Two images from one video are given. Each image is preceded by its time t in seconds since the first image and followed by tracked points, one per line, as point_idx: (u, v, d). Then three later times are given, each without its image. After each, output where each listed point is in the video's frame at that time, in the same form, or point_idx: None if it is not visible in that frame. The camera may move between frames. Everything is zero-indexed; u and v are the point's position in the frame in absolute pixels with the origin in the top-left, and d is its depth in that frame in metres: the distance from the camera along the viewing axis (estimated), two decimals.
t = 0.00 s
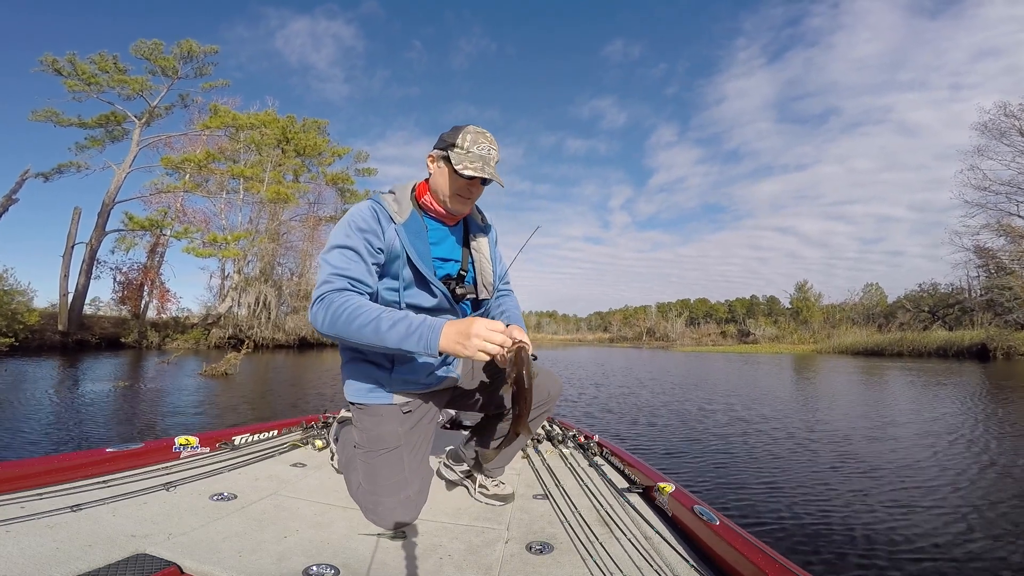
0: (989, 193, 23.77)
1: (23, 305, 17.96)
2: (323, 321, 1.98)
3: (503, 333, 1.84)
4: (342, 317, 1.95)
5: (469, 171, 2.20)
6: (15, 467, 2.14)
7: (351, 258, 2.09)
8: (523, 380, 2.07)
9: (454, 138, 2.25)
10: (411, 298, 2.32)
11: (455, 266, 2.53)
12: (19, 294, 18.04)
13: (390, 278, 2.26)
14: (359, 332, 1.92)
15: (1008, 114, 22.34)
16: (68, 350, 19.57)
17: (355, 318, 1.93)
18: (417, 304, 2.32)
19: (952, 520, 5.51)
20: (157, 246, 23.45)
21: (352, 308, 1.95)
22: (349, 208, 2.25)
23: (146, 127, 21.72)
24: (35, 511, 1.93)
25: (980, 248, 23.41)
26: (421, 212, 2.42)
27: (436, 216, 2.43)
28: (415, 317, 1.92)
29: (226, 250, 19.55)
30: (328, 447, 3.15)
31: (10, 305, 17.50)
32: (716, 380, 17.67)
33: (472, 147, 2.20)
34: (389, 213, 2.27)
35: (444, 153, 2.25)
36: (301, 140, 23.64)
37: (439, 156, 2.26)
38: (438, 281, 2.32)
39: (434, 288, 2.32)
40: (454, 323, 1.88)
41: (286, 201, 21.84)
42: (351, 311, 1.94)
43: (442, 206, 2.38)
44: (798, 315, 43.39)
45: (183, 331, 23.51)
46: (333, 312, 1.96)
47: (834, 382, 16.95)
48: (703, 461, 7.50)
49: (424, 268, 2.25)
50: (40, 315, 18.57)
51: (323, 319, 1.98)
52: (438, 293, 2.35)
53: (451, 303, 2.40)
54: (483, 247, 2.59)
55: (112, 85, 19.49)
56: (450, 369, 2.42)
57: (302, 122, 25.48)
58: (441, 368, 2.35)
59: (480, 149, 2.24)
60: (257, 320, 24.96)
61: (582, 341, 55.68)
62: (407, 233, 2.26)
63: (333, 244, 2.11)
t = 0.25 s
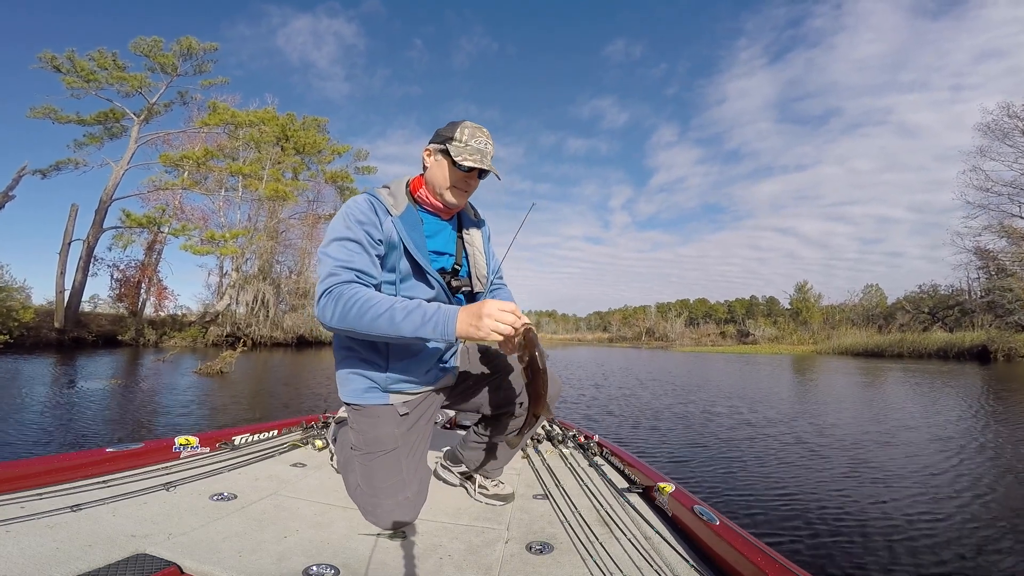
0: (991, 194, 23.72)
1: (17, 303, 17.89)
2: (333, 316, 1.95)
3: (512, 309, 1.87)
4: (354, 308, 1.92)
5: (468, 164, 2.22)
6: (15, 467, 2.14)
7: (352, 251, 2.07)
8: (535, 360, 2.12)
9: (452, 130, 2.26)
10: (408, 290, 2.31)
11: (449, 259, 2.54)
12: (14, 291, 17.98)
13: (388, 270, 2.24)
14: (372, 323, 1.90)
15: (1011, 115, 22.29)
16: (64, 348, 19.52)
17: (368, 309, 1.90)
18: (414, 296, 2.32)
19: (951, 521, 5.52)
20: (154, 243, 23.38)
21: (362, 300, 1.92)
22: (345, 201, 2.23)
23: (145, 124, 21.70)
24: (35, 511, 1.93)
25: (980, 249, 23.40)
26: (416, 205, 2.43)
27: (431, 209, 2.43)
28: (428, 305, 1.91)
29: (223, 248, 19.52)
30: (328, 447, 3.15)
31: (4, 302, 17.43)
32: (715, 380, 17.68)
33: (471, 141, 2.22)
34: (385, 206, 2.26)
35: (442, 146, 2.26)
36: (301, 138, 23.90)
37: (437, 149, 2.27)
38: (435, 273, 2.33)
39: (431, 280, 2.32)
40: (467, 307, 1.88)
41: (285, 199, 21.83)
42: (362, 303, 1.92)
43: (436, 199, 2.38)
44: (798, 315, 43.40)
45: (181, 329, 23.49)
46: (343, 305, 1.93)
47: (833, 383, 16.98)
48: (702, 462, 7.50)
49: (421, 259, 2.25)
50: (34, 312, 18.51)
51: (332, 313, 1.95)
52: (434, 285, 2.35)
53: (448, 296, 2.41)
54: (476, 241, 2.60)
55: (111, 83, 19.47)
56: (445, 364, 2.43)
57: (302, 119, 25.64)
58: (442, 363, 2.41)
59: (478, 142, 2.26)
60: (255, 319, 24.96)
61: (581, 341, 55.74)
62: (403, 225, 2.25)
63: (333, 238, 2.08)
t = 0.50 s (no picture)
0: (992, 193, 23.68)
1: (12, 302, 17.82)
2: (319, 310, 1.94)
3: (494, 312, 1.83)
4: (342, 303, 1.92)
5: (470, 163, 2.24)
6: (15, 467, 2.13)
7: (344, 246, 2.06)
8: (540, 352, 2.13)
9: (454, 130, 2.27)
10: (402, 286, 2.30)
11: (444, 257, 2.53)
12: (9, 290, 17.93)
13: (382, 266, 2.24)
14: (358, 320, 1.90)
15: (1010, 115, 22.29)
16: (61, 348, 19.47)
17: (354, 307, 1.90)
18: (408, 293, 2.31)
19: (950, 522, 5.51)
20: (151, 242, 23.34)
21: (350, 296, 1.91)
22: (341, 197, 2.22)
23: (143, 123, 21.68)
24: (35, 511, 1.93)
25: (980, 249, 23.40)
26: (413, 204, 2.43)
27: (428, 208, 2.43)
28: (415, 305, 1.90)
29: (221, 248, 19.48)
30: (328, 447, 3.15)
31: None
32: (714, 381, 17.67)
33: (473, 140, 2.24)
34: (381, 202, 2.26)
35: (443, 145, 2.27)
36: (299, 138, 23.90)
37: (438, 148, 2.27)
38: (429, 269, 2.32)
39: (425, 277, 2.31)
40: (452, 308, 1.87)
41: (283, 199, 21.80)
42: (349, 299, 1.91)
43: (434, 197, 2.38)
44: (797, 315, 43.39)
45: (178, 328, 23.45)
46: (330, 299, 1.92)
47: (832, 383, 16.97)
48: (701, 462, 7.49)
49: (416, 255, 2.24)
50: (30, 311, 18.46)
51: (319, 307, 1.95)
52: (428, 283, 2.35)
53: (442, 293, 2.41)
54: (471, 239, 2.62)
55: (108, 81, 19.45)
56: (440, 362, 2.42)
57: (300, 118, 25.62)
58: (436, 362, 2.41)
59: (479, 143, 2.28)
60: (253, 318, 24.95)
61: (580, 341, 55.73)
62: (399, 221, 2.25)
63: (326, 232, 2.07)
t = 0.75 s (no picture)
0: (992, 193, 23.67)
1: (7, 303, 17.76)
2: (314, 307, 1.94)
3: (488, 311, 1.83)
4: (335, 299, 1.91)
5: (471, 165, 2.25)
6: (14, 467, 2.13)
7: (341, 243, 2.06)
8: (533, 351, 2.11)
9: (457, 132, 2.29)
10: (398, 285, 2.30)
11: (441, 258, 2.53)
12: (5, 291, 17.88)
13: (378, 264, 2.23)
14: (352, 317, 1.89)
15: (1010, 114, 22.30)
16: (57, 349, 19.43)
17: (348, 304, 1.89)
18: (404, 292, 2.31)
19: (950, 523, 5.51)
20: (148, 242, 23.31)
21: (345, 293, 1.91)
22: (339, 194, 2.22)
23: (140, 122, 21.65)
24: (34, 511, 1.92)
25: (979, 249, 23.42)
26: (412, 203, 2.43)
27: (427, 208, 2.44)
28: (409, 303, 1.90)
29: (218, 248, 19.44)
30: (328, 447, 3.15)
31: None
32: (714, 380, 17.68)
33: (475, 143, 2.25)
34: (380, 200, 2.26)
35: (445, 146, 2.28)
36: (298, 138, 23.90)
37: (440, 149, 2.28)
38: (426, 269, 2.32)
39: (422, 275, 2.31)
40: (445, 307, 1.87)
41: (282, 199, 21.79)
42: (344, 296, 1.91)
43: (433, 198, 2.38)
44: (797, 315, 43.40)
45: (176, 329, 23.41)
46: (325, 296, 1.92)
47: (832, 383, 16.98)
48: (699, 463, 7.49)
49: (413, 254, 2.24)
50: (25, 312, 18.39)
51: (313, 304, 1.94)
52: (424, 282, 2.35)
53: (438, 293, 2.41)
54: (469, 241, 2.62)
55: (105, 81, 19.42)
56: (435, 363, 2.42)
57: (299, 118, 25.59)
58: (432, 362, 2.41)
59: (481, 146, 2.30)
60: (251, 319, 24.89)
61: (579, 341, 55.75)
62: (396, 220, 2.25)
63: (323, 230, 2.07)
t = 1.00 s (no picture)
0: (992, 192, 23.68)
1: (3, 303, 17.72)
2: (318, 304, 1.93)
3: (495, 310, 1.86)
4: (340, 295, 1.91)
5: (474, 166, 2.25)
6: (15, 467, 2.13)
7: (345, 241, 2.06)
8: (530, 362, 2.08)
9: (460, 134, 2.29)
10: (399, 283, 2.30)
11: (442, 258, 2.53)
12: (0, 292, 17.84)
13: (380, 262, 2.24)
14: (358, 312, 1.89)
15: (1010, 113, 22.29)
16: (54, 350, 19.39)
17: (354, 300, 1.89)
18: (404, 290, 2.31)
19: (949, 522, 5.52)
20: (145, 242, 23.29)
21: (351, 289, 1.91)
22: (341, 193, 2.22)
23: (137, 122, 21.63)
24: (34, 511, 1.92)
25: (978, 248, 23.46)
26: (414, 203, 2.43)
27: (429, 208, 2.44)
28: (415, 296, 1.90)
29: (215, 248, 19.42)
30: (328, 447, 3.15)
31: None
32: (713, 380, 17.69)
33: (478, 144, 2.25)
34: (382, 199, 2.26)
35: (448, 147, 2.28)
36: (296, 138, 23.90)
37: (443, 150, 2.28)
38: (427, 268, 2.33)
39: (423, 274, 2.32)
40: (452, 301, 1.87)
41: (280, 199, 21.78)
42: (350, 292, 1.91)
43: (435, 198, 2.38)
44: (797, 315, 43.43)
45: (173, 330, 23.38)
46: (329, 293, 1.92)
47: (831, 382, 16.99)
48: (697, 462, 7.49)
49: (414, 252, 2.25)
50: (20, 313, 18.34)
51: (318, 301, 1.94)
52: (425, 282, 2.35)
53: (439, 292, 2.41)
54: (470, 242, 2.62)
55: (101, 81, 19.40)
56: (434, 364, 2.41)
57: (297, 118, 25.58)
58: (431, 361, 2.41)
59: (484, 147, 2.30)
60: (249, 319, 24.87)
61: (579, 341, 55.76)
62: (398, 219, 2.25)
63: (326, 227, 2.07)
